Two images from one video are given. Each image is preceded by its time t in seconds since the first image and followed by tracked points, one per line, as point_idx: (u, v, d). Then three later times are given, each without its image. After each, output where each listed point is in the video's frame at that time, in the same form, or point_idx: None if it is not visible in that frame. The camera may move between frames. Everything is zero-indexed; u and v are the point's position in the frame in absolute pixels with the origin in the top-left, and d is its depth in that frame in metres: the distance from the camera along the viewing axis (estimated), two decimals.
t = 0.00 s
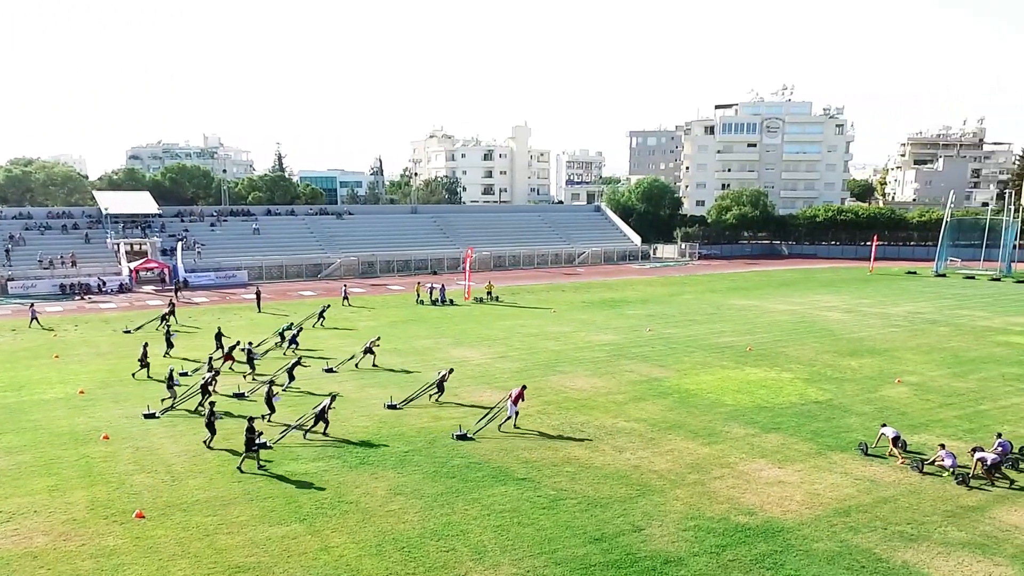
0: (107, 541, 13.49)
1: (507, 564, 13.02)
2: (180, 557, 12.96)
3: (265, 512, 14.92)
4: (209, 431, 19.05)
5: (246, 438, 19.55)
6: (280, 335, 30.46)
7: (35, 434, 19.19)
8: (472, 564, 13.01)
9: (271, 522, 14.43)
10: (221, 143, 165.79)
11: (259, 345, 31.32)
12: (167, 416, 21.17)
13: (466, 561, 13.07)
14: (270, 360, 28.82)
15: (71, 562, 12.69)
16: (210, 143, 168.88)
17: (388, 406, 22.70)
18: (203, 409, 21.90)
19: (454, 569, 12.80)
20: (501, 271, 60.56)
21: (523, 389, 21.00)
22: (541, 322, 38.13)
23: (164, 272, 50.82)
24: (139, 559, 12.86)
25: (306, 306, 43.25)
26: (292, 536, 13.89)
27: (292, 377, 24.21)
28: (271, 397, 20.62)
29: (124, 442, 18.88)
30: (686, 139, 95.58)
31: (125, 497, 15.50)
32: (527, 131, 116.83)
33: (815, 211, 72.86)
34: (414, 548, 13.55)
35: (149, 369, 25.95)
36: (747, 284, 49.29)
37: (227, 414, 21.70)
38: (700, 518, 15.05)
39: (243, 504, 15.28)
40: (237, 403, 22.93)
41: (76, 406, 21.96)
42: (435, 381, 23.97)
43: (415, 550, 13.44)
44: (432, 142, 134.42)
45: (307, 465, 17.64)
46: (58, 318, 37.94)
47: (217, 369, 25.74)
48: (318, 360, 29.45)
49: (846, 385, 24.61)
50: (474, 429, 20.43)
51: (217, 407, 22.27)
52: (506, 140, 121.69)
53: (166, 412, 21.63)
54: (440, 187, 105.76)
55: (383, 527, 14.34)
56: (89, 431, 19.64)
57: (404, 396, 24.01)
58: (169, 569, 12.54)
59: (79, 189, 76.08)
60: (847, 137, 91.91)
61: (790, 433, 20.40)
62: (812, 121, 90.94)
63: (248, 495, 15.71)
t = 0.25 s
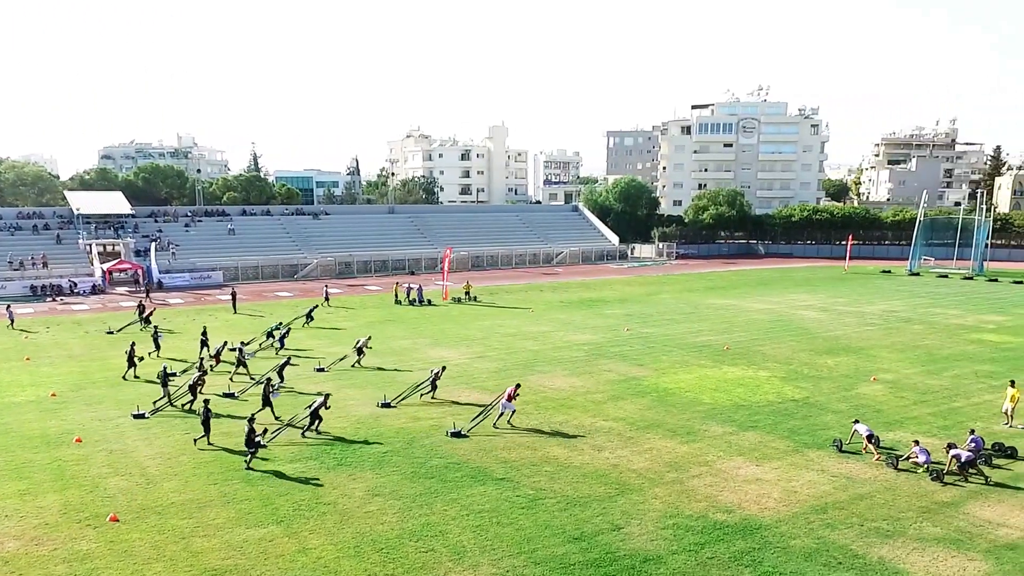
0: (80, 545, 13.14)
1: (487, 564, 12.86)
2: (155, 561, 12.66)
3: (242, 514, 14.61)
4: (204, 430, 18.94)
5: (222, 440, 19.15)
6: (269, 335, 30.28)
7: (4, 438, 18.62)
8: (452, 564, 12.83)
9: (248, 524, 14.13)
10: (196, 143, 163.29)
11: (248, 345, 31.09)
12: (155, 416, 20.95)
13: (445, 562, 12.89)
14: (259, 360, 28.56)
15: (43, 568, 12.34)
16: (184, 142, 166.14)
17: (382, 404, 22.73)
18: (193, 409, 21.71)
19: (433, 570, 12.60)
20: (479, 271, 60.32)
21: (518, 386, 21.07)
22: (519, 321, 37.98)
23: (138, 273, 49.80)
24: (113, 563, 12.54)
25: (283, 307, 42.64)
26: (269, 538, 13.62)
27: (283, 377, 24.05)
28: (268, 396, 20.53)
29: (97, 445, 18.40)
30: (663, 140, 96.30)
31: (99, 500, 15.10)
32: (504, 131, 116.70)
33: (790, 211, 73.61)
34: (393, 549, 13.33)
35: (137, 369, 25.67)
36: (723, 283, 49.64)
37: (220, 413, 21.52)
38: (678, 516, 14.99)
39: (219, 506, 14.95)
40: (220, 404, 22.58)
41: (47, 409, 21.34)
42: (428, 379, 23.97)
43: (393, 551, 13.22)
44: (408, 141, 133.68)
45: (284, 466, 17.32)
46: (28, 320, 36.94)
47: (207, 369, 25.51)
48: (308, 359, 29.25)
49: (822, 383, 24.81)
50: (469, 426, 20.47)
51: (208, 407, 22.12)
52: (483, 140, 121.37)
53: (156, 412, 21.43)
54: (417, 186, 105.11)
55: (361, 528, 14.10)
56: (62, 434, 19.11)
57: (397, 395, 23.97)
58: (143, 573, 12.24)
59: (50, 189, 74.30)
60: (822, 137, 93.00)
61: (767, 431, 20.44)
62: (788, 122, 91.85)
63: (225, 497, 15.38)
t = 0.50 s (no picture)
0: (51, 550, 12.79)
1: (466, 564, 12.69)
2: (128, 566, 12.36)
3: (218, 516, 14.30)
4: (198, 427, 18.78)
5: (198, 442, 18.75)
6: (258, 334, 30.07)
7: None
8: (430, 565, 12.64)
9: (223, 526, 13.82)
10: (168, 142, 160.55)
11: (238, 345, 30.82)
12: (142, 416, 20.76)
13: (423, 563, 12.68)
14: (246, 360, 28.25)
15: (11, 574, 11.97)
16: (156, 142, 163.25)
17: (375, 402, 22.70)
18: (180, 410, 21.45)
19: (411, 572, 12.39)
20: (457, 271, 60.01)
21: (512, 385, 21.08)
22: (497, 321, 37.80)
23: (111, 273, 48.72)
24: (85, 568, 12.22)
25: (258, 308, 42.00)
26: (247, 540, 13.35)
27: (274, 377, 23.86)
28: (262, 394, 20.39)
29: (70, 448, 17.92)
30: (639, 140, 96.77)
31: (71, 504, 14.71)
32: (481, 131, 116.41)
33: (766, 210, 74.30)
34: (371, 550, 13.11)
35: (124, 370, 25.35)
36: (700, 282, 49.94)
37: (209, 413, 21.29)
38: (656, 515, 14.88)
39: (194, 508, 14.62)
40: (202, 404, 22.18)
41: (17, 412, 20.74)
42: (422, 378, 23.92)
43: (372, 552, 12.99)
44: (385, 141, 132.82)
45: (260, 468, 16.97)
46: None
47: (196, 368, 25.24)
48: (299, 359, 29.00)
49: (798, 382, 24.99)
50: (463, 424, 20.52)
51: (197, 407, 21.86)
52: (459, 140, 120.94)
53: (144, 412, 21.16)
54: (394, 186, 104.34)
55: (339, 529, 13.85)
56: (32, 438, 18.58)
57: (391, 392, 23.96)
58: None
59: (18, 189, 72.43)
60: (797, 138, 93.96)
61: (744, 429, 20.45)
62: (763, 122, 92.72)
63: (200, 500, 15.04)
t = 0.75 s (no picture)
0: (23, 556, 12.55)
1: (445, 565, 12.52)
2: (101, 571, 12.11)
3: (194, 519, 14.04)
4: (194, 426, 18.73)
5: (174, 445, 18.38)
6: (246, 335, 29.89)
7: None
8: (409, 566, 12.46)
9: (199, 530, 13.58)
10: (142, 141, 157.78)
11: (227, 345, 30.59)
12: (130, 417, 20.55)
13: (402, 564, 12.50)
14: (234, 360, 28.00)
15: None
16: (128, 142, 160.39)
17: (368, 401, 22.65)
18: (168, 411, 21.22)
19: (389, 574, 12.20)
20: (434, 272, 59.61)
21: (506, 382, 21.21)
22: (475, 322, 37.57)
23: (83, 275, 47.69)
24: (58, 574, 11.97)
25: (234, 309, 41.40)
26: (223, 543, 13.12)
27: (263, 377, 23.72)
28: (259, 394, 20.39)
29: (41, 452, 17.52)
30: (616, 140, 97.10)
31: (43, 509, 14.41)
32: (458, 131, 115.98)
33: (742, 210, 74.89)
34: (350, 552, 12.91)
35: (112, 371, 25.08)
36: (677, 282, 50.18)
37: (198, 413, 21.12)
38: (636, 514, 14.75)
39: (170, 512, 14.35)
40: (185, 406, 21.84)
41: None
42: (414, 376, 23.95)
43: (350, 554, 12.79)
44: (361, 141, 131.84)
45: (237, 471, 16.67)
46: None
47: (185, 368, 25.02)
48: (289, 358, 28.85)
49: (776, 380, 25.13)
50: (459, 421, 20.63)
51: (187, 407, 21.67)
52: (437, 140, 120.38)
53: (133, 412, 20.94)
54: (371, 186, 103.50)
55: (317, 531, 13.64)
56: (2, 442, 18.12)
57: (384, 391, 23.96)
58: None
59: None
60: (772, 138, 94.85)
61: (722, 428, 20.42)
62: (740, 122, 93.57)
63: (176, 503, 14.77)
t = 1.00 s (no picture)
0: None
1: (428, 566, 12.37)
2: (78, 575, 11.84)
3: (173, 522, 13.78)
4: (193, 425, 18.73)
5: (152, 447, 18.03)
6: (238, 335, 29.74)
7: None
8: (391, 568, 12.29)
9: (178, 533, 13.33)
10: (117, 141, 155.11)
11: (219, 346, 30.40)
12: (122, 417, 20.39)
13: (384, 566, 12.32)
14: (225, 360, 27.79)
15: None
16: (103, 141, 157.58)
17: (366, 400, 22.69)
18: (161, 411, 21.07)
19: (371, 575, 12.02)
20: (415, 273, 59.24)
21: (504, 379, 21.34)
22: (456, 322, 37.36)
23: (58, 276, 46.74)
24: None
25: (212, 310, 40.83)
26: (203, 546, 12.89)
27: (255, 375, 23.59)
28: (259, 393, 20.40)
29: (16, 456, 17.12)
30: (596, 140, 97.33)
31: (18, 513, 14.07)
32: (438, 131, 115.46)
33: (722, 210, 75.38)
34: (331, 553, 12.71)
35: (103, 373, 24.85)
36: (658, 281, 50.32)
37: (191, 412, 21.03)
38: (618, 513, 14.60)
39: (149, 515, 14.08)
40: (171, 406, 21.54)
41: None
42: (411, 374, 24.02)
43: (332, 556, 12.61)
44: (341, 141, 130.79)
45: (216, 473, 16.38)
46: None
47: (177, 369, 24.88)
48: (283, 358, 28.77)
49: (756, 379, 25.23)
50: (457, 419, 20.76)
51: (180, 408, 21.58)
52: (417, 140, 119.76)
53: (125, 413, 20.81)
54: (351, 186, 102.67)
55: (299, 533, 13.43)
56: None
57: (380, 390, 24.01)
58: None
59: None
60: (751, 138, 95.61)
61: (704, 427, 20.34)
62: (719, 122, 94.23)
63: (155, 505, 14.49)
